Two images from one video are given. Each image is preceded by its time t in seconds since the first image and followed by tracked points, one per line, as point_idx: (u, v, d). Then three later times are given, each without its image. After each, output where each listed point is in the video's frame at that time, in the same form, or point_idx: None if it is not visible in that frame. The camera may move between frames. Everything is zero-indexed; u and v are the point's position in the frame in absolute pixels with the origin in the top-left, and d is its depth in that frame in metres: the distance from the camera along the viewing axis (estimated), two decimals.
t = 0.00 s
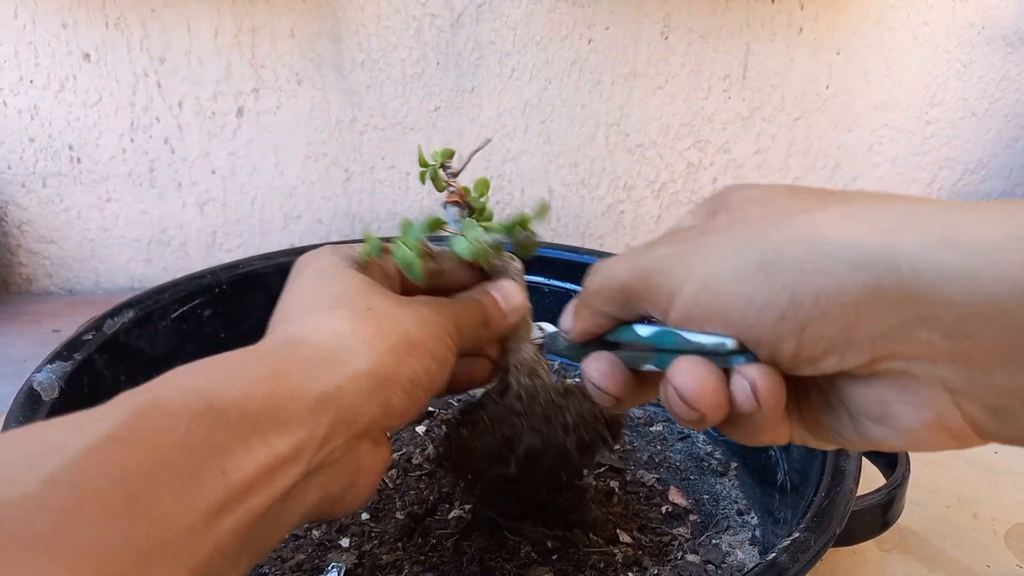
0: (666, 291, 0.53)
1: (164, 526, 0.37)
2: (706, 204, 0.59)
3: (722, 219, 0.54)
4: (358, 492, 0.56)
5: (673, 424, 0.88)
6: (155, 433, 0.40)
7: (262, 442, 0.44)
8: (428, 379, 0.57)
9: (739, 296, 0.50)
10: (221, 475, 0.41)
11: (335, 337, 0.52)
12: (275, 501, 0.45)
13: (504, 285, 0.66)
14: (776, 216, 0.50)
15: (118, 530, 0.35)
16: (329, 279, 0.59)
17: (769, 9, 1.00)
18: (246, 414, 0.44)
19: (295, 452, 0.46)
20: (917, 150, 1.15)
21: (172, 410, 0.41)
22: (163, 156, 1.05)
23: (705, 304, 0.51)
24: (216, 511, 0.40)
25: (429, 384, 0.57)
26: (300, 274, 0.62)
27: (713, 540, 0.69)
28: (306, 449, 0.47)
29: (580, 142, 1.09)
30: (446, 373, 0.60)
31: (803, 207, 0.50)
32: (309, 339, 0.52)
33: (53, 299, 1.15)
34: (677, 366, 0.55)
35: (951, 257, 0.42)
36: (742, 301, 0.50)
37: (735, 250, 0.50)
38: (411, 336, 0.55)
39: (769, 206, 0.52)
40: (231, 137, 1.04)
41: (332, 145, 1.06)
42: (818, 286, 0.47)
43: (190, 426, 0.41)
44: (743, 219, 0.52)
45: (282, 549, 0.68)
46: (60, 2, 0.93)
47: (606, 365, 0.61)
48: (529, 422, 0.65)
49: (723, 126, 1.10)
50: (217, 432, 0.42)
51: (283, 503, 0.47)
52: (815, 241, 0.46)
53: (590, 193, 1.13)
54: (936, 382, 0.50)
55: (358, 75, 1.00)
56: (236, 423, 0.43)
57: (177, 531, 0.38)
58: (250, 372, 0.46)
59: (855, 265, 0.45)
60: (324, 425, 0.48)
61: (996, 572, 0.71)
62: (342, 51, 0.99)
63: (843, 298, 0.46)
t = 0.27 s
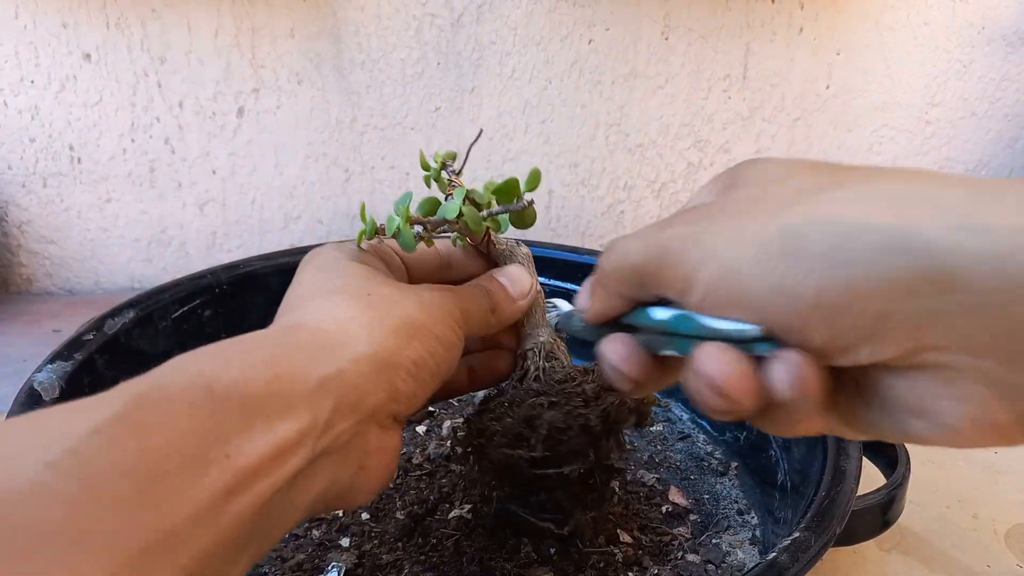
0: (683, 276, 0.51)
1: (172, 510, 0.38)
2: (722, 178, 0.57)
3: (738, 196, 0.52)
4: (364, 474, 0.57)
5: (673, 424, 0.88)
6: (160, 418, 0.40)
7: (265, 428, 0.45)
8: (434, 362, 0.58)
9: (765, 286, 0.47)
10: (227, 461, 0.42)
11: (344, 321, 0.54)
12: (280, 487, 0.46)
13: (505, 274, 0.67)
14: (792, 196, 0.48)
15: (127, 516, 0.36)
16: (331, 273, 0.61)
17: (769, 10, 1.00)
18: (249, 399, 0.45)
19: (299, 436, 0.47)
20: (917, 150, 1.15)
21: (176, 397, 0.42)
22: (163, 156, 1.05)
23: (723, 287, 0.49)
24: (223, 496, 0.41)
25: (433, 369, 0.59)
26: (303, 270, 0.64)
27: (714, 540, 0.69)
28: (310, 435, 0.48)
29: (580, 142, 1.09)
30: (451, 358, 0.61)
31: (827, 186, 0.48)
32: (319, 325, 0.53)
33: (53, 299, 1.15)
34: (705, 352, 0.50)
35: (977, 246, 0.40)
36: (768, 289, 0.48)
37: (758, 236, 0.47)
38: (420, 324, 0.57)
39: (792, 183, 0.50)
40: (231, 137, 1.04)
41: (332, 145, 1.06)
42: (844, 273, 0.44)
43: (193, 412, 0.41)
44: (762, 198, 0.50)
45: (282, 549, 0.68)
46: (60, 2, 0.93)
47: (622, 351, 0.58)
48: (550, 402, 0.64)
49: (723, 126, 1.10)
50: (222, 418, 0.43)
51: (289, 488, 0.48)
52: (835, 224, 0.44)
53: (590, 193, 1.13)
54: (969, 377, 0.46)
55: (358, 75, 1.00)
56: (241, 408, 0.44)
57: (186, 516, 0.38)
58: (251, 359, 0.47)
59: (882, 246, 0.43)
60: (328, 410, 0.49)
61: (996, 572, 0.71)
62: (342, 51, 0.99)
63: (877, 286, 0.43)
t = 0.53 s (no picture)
0: (688, 303, 0.50)
1: (142, 501, 0.37)
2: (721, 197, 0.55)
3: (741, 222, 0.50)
4: (342, 470, 0.56)
5: (673, 424, 0.88)
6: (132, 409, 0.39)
7: (240, 420, 0.44)
8: (410, 356, 0.58)
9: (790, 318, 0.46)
10: (200, 453, 0.41)
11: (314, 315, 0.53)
12: (254, 481, 0.45)
13: (478, 272, 0.67)
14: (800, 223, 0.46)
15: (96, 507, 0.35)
16: (303, 266, 0.60)
17: (769, 10, 1.00)
18: (225, 391, 0.44)
19: (273, 430, 0.46)
20: (917, 150, 1.15)
21: (148, 388, 0.41)
22: (163, 156, 1.05)
23: (735, 320, 0.48)
24: (197, 489, 0.40)
25: (412, 362, 0.58)
26: (276, 264, 0.63)
27: (714, 540, 0.69)
28: (284, 429, 0.47)
29: (580, 142, 1.09)
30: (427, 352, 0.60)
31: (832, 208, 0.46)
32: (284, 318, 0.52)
33: (53, 299, 1.15)
34: (717, 389, 0.51)
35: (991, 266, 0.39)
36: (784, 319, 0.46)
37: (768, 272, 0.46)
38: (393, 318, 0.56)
39: (791, 203, 0.48)
40: (231, 137, 1.04)
41: (332, 145, 1.06)
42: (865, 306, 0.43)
43: (166, 405, 0.41)
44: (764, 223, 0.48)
45: (282, 549, 0.68)
46: (60, 2, 0.93)
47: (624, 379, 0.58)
48: (521, 407, 0.64)
49: (723, 126, 1.10)
50: (195, 409, 0.42)
51: (264, 480, 0.47)
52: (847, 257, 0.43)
53: (590, 193, 1.13)
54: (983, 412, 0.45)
55: (358, 75, 1.00)
56: (214, 400, 0.43)
57: (156, 509, 0.37)
58: (227, 350, 0.46)
59: (899, 278, 0.41)
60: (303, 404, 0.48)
61: (996, 572, 0.71)
62: (341, 51, 0.98)
63: (892, 321, 0.43)
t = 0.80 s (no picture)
0: (690, 287, 0.50)
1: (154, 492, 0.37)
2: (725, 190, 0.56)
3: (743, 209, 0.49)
4: (348, 464, 0.56)
5: (673, 425, 0.88)
6: (144, 401, 0.39)
7: (249, 413, 0.44)
8: (411, 352, 0.58)
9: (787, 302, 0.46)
10: (211, 446, 0.41)
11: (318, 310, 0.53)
12: (262, 474, 0.45)
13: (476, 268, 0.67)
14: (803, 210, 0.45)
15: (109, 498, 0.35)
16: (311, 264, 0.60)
17: (769, 9, 1.00)
18: (232, 383, 0.44)
19: (280, 424, 0.46)
20: (917, 150, 1.15)
21: (159, 381, 0.41)
22: (163, 156, 1.05)
23: (735, 301, 0.48)
24: (205, 481, 0.40)
25: (413, 358, 0.59)
26: (277, 261, 0.63)
27: (714, 540, 0.69)
28: (291, 423, 0.47)
29: (580, 143, 1.09)
30: (429, 347, 0.61)
31: (831, 195, 0.45)
32: (288, 313, 0.53)
33: (53, 299, 1.15)
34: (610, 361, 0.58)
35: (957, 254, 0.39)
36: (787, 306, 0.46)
37: (771, 260, 0.45)
38: (395, 315, 0.56)
39: (796, 189, 0.48)
40: (231, 137, 1.04)
41: (332, 145, 1.06)
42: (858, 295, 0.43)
43: (178, 397, 0.41)
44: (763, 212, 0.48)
45: (282, 549, 0.68)
46: (60, 2, 0.93)
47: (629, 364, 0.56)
48: (528, 406, 0.65)
49: (723, 126, 1.10)
50: (203, 402, 0.41)
51: (272, 474, 0.47)
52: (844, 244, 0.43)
53: (590, 193, 1.13)
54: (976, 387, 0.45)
55: (358, 75, 1.00)
56: (221, 395, 0.43)
57: (169, 500, 0.37)
58: (234, 345, 0.46)
59: (890, 265, 0.41)
60: (308, 398, 0.48)
61: (996, 572, 0.71)
62: (341, 51, 0.99)
63: (888, 305, 0.43)
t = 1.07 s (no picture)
0: (678, 299, 0.51)
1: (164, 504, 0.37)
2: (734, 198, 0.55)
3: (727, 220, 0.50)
4: (354, 470, 0.56)
5: (673, 424, 0.88)
6: (157, 410, 0.39)
7: (260, 423, 0.44)
8: (422, 362, 0.58)
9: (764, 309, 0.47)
10: (221, 457, 0.40)
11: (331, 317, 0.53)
12: (269, 484, 0.45)
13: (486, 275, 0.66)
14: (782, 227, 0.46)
15: (119, 510, 0.35)
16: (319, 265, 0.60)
17: (769, 9, 1.00)
18: (246, 392, 0.43)
19: (290, 433, 0.46)
20: (917, 150, 1.15)
21: (174, 389, 0.40)
22: (163, 156, 1.05)
23: (722, 308, 0.49)
24: (218, 491, 0.40)
25: (423, 367, 0.59)
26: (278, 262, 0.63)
27: (714, 540, 0.69)
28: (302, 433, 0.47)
29: (580, 143, 1.09)
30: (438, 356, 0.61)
31: (812, 209, 0.46)
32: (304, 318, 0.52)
33: (53, 299, 1.15)
34: (698, 368, 0.52)
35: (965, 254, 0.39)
36: (769, 314, 0.47)
37: (752, 273, 0.46)
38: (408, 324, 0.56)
39: (784, 202, 0.48)
40: (231, 137, 1.04)
41: (331, 145, 1.06)
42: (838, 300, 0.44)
43: (191, 407, 0.40)
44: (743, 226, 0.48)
45: (282, 549, 0.68)
46: (60, 2, 0.93)
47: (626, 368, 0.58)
48: (535, 418, 0.64)
49: (723, 126, 1.10)
50: (217, 412, 0.41)
51: (279, 483, 0.47)
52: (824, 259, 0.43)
53: (590, 193, 1.13)
54: (947, 386, 0.47)
55: (358, 75, 1.00)
56: (234, 403, 0.42)
57: (182, 510, 0.37)
58: (250, 352, 0.46)
59: (867, 272, 0.42)
60: (319, 408, 0.48)
61: (996, 572, 0.71)
62: (342, 51, 0.99)
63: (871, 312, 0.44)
